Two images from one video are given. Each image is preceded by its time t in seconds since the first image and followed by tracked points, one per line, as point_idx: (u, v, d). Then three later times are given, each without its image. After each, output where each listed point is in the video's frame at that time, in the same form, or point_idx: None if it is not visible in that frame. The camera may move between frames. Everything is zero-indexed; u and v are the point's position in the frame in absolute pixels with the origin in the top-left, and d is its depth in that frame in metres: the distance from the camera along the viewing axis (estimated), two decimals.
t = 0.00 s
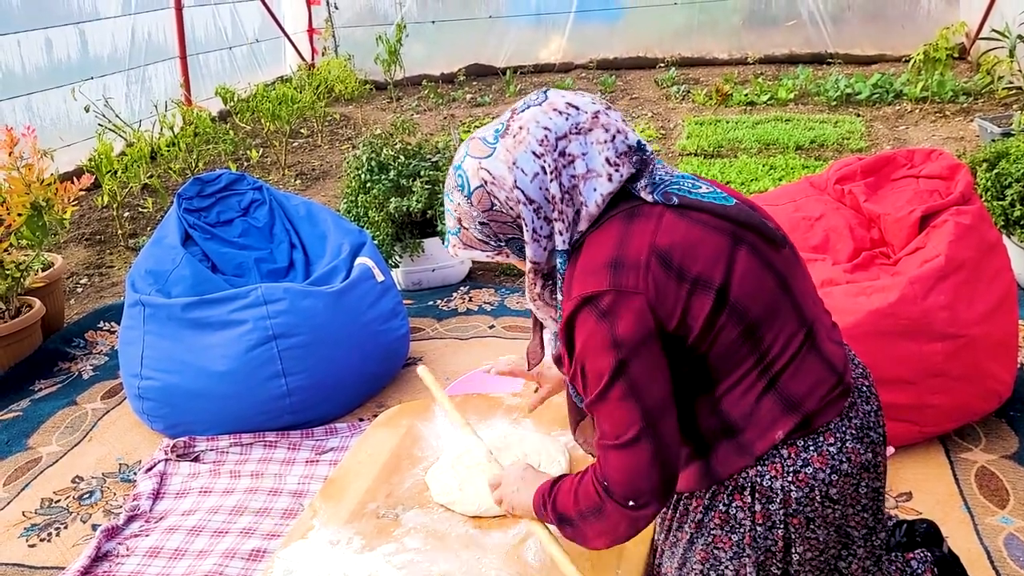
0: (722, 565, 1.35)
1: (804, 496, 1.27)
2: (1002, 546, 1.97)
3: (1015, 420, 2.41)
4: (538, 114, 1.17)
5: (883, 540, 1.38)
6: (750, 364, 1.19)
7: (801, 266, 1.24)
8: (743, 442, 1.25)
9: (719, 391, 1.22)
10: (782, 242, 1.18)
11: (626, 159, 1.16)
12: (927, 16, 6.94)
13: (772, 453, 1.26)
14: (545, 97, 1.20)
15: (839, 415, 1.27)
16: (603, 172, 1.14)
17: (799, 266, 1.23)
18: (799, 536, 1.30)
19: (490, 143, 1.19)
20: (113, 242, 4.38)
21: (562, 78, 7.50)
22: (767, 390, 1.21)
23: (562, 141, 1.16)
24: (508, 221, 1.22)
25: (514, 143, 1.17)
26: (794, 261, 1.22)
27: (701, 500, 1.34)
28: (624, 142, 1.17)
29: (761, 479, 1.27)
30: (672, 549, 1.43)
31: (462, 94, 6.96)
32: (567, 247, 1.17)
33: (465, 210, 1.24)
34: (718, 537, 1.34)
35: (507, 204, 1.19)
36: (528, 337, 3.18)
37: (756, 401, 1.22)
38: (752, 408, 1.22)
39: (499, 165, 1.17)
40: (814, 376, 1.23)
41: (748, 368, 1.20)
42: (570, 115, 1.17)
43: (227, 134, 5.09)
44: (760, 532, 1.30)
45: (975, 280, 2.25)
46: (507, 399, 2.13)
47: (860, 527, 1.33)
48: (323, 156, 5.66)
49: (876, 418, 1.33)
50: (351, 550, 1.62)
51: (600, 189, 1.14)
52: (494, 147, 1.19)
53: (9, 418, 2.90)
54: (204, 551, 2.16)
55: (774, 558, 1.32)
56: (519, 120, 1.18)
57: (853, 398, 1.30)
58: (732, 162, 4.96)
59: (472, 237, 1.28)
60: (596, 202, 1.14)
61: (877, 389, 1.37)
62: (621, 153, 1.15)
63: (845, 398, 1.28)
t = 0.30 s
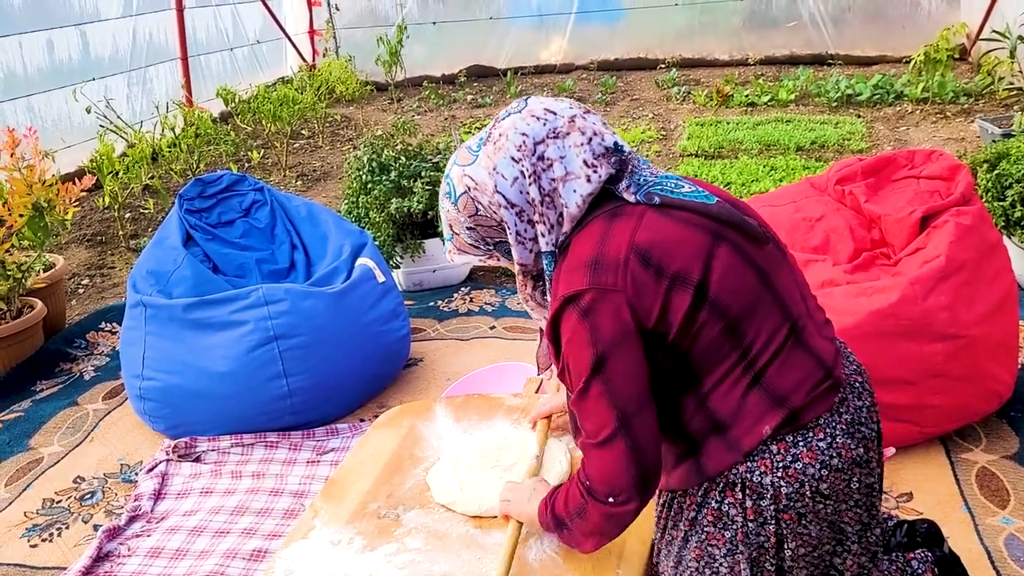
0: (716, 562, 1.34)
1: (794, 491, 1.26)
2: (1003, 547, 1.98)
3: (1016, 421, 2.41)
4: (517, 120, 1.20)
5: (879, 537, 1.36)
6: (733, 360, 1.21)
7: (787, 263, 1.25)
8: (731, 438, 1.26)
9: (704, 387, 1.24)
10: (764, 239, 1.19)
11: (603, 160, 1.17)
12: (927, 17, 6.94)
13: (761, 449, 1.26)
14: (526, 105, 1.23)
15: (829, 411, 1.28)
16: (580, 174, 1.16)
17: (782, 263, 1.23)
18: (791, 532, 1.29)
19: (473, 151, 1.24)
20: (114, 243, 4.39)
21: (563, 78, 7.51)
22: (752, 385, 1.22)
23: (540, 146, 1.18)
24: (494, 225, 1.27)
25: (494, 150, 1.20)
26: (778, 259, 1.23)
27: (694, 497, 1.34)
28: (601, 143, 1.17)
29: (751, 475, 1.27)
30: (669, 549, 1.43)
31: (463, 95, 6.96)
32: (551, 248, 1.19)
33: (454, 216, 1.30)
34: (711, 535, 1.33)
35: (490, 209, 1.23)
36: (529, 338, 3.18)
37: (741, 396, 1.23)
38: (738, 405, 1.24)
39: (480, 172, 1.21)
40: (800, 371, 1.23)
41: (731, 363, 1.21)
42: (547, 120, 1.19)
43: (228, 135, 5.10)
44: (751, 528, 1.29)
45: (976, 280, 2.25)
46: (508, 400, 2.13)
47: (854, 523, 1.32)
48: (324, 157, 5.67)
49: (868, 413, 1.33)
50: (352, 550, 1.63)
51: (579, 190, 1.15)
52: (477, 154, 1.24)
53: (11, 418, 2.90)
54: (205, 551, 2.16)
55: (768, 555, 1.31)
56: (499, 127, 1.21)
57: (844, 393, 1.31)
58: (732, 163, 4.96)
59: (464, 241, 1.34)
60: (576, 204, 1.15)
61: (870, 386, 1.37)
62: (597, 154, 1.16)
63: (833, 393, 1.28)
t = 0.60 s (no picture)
0: (711, 561, 1.34)
1: (786, 488, 1.26)
2: (1003, 547, 1.98)
3: (1016, 421, 2.41)
4: (495, 137, 1.23)
5: (872, 532, 1.36)
6: (713, 355, 1.22)
7: (765, 258, 1.26)
8: (717, 434, 1.26)
9: (686, 384, 1.24)
10: (738, 236, 1.21)
11: (578, 172, 1.20)
12: (928, 18, 6.93)
13: (750, 446, 1.26)
14: (504, 123, 1.27)
15: (817, 406, 1.28)
16: (556, 186, 1.19)
17: (761, 259, 1.24)
18: (784, 529, 1.29)
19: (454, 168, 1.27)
20: (115, 244, 4.39)
21: (564, 80, 7.51)
22: (735, 381, 1.23)
23: (517, 160, 1.22)
24: (475, 239, 1.30)
25: (474, 166, 1.24)
26: (755, 253, 1.24)
27: (687, 496, 1.34)
28: (575, 156, 1.21)
29: (741, 473, 1.27)
30: (665, 548, 1.43)
31: (464, 97, 6.97)
32: (530, 260, 1.24)
33: (438, 232, 1.33)
34: (706, 533, 1.33)
35: (471, 223, 1.27)
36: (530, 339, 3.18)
37: (724, 393, 1.23)
38: (723, 401, 1.24)
39: (461, 187, 1.25)
40: (782, 365, 1.24)
41: (712, 359, 1.22)
42: (524, 136, 1.23)
43: (229, 136, 5.10)
44: (744, 525, 1.29)
45: (976, 281, 2.25)
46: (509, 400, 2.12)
47: (847, 518, 1.32)
48: (325, 158, 5.68)
49: (859, 408, 1.33)
50: (352, 550, 1.63)
51: (554, 203, 1.19)
52: (459, 171, 1.28)
53: (12, 419, 2.91)
54: (206, 552, 2.17)
55: (761, 553, 1.31)
56: (478, 144, 1.25)
57: (834, 389, 1.31)
58: (733, 164, 4.96)
59: (450, 257, 1.37)
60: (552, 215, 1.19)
61: (861, 381, 1.37)
62: (572, 167, 1.20)
63: (820, 387, 1.28)
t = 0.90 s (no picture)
0: (718, 562, 1.34)
1: (794, 490, 1.27)
2: (1003, 548, 1.98)
3: (1017, 422, 2.41)
4: (498, 140, 1.24)
5: (878, 534, 1.37)
6: (717, 357, 1.22)
7: (770, 259, 1.26)
8: (724, 436, 1.26)
9: (691, 387, 1.25)
10: (744, 239, 1.21)
11: (582, 172, 1.20)
12: (929, 19, 6.94)
13: (760, 448, 1.26)
14: (508, 126, 1.27)
15: (827, 408, 1.28)
16: (559, 187, 1.20)
17: (766, 261, 1.25)
18: (792, 531, 1.30)
19: (459, 172, 1.29)
20: (117, 245, 4.40)
21: (565, 81, 7.52)
22: (741, 383, 1.24)
23: (520, 162, 1.23)
24: (482, 241, 1.31)
25: (478, 168, 1.25)
26: (761, 255, 1.24)
27: (695, 498, 1.34)
28: (579, 157, 1.21)
29: (751, 474, 1.27)
30: (668, 548, 1.44)
31: (465, 98, 6.98)
32: (536, 260, 1.25)
33: (444, 235, 1.35)
34: (713, 534, 1.33)
35: (476, 225, 1.28)
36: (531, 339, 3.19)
37: (731, 394, 1.24)
38: (730, 403, 1.24)
39: (466, 190, 1.26)
40: (787, 367, 1.24)
41: (716, 360, 1.22)
42: (527, 138, 1.23)
43: (231, 137, 5.11)
44: (753, 527, 1.29)
45: (976, 282, 2.26)
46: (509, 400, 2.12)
47: (853, 520, 1.33)
48: (326, 159, 5.68)
49: (868, 411, 1.33)
50: (353, 550, 1.63)
51: (558, 203, 1.19)
52: (464, 174, 1.29)
53: (14, 420, 2.91)
54: (207, 552, 2.17)
55: (769, 554, 1.31)
56: (482, 147, 1.26)
57: (843, 392, 1.31)
58: (734, 165, 4.96)
59: (457, 260, 1.38)
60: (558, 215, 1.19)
61: (870, 384, 1.37)
62: (576, 167, 1.20)
63: (829, 389, 1.29)
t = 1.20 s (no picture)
0: (724, 565, 1.35)
1: (806, 496, 1.27)
2: (1004, 549, 1.98)
3: (1017, 424, 2.41)
4: (519, 130, 1.21)
5: (885, 544, 1.38)
6: (735, 361, 1.21)
7: (792, 265, 1.25)
8: (739, 440, 1.26)
9: (707, 389, 1.24)
10: (769, 243, 1.20)
11: (604, 164, 1.17)
12: (929, 20, 6.95)
13: (773, 452, 1.26)
14: (529, 117, 1.25)
15: (841, 416, 1.28)
16: (581, 179, 1.17)
17: (788, 267, 1.24)
18: (801, 537, 1.30)
19: (480, 162, 1.26)
20: (118, 247, 4.40)
21: (566, 83, 7.53)
22: (758, 388, 1.23)
23: (541, 154, 1.20)
24: (502, 233, 1.29)
25: (498, 160, 1.23)
26: (784, 260, 1.23)
27: (704, 499, 1.34)
28: (601, 149, 1.18)
29: (762, 478, 1.27)
30: (674, 550, 1.43)
31: (466, 100, 6.98)
32: (557, 253, 1.21)
33: (464, 227, 1.32)
34: (721, 537, 1.33)
35: (496, 217, 1.26)
36: (532, 341, 3.19)
37: (747, 398, 1.23)
38: (745, 407, 1.24)
39: (486, 181, 1.24)
40: (805, 374, 1.23)
41: (734, 364, 1.21)
42: (549, 129, 1.21)
43: (231, 139, 5.12)
44: (762, 531, 1.30)
45: (977, 284, 2.26)
46: (510, 403, 2.13)
47: (862, 529, 1.33)
48: (327, 161, 5.69)
49: (881, 421, 1.34)
50: (354, 551, 1.64)
51: (580, 195, 1.16)
52: (484, 165, 1.27)
53: (16, 420, 2.92)
54: (208, 553, 2.17)
55: (777, 559, 1.32)
56: (503, 138, 1.23)
57: (858, 400, 1.31)
58: (735, 167, 4.97)
59: (475, 252, 1.35)
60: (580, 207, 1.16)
61: (882, 394, 1.38)
62: (598, 159, 1.17)
63: (844, 397, 1.29)
